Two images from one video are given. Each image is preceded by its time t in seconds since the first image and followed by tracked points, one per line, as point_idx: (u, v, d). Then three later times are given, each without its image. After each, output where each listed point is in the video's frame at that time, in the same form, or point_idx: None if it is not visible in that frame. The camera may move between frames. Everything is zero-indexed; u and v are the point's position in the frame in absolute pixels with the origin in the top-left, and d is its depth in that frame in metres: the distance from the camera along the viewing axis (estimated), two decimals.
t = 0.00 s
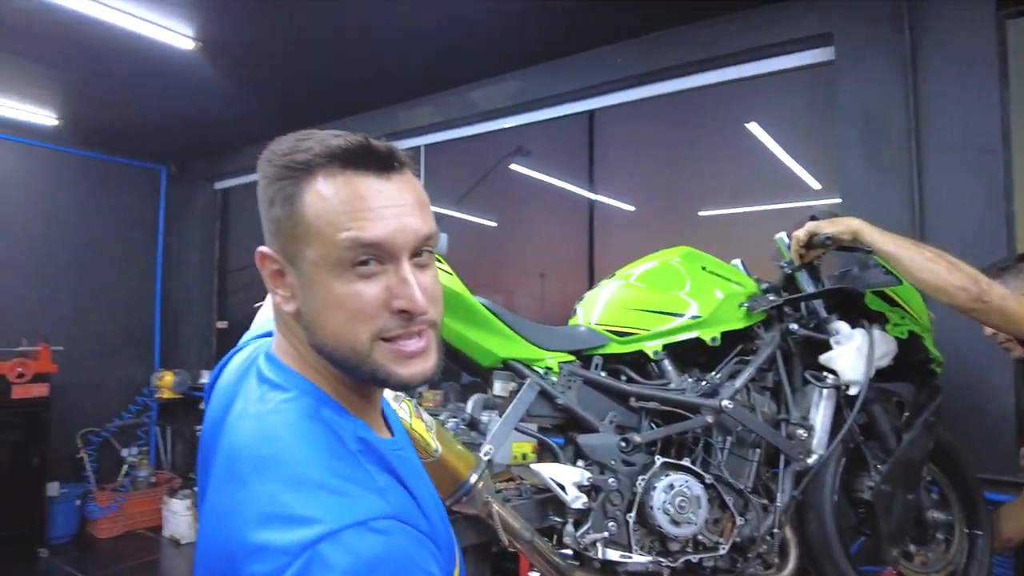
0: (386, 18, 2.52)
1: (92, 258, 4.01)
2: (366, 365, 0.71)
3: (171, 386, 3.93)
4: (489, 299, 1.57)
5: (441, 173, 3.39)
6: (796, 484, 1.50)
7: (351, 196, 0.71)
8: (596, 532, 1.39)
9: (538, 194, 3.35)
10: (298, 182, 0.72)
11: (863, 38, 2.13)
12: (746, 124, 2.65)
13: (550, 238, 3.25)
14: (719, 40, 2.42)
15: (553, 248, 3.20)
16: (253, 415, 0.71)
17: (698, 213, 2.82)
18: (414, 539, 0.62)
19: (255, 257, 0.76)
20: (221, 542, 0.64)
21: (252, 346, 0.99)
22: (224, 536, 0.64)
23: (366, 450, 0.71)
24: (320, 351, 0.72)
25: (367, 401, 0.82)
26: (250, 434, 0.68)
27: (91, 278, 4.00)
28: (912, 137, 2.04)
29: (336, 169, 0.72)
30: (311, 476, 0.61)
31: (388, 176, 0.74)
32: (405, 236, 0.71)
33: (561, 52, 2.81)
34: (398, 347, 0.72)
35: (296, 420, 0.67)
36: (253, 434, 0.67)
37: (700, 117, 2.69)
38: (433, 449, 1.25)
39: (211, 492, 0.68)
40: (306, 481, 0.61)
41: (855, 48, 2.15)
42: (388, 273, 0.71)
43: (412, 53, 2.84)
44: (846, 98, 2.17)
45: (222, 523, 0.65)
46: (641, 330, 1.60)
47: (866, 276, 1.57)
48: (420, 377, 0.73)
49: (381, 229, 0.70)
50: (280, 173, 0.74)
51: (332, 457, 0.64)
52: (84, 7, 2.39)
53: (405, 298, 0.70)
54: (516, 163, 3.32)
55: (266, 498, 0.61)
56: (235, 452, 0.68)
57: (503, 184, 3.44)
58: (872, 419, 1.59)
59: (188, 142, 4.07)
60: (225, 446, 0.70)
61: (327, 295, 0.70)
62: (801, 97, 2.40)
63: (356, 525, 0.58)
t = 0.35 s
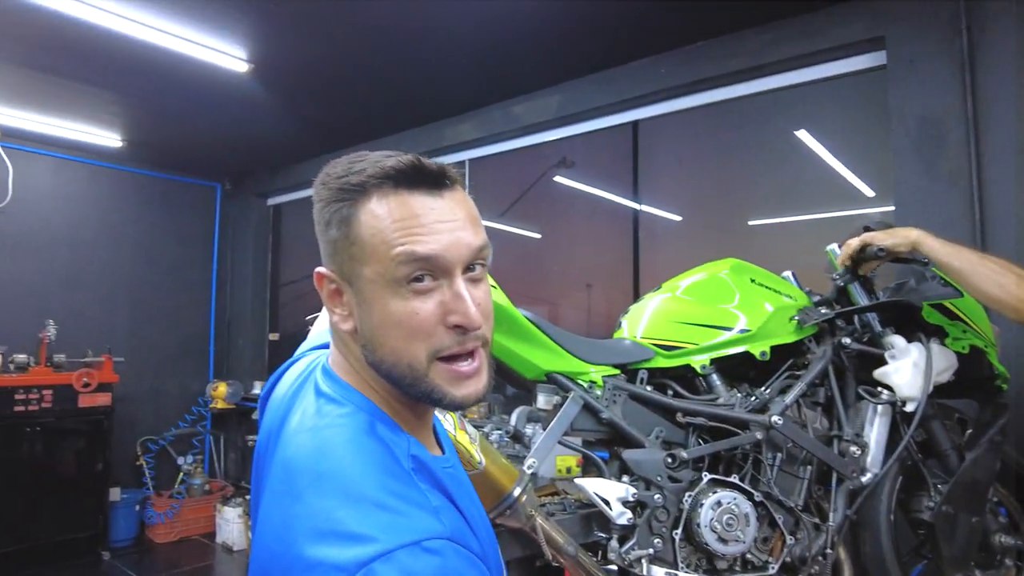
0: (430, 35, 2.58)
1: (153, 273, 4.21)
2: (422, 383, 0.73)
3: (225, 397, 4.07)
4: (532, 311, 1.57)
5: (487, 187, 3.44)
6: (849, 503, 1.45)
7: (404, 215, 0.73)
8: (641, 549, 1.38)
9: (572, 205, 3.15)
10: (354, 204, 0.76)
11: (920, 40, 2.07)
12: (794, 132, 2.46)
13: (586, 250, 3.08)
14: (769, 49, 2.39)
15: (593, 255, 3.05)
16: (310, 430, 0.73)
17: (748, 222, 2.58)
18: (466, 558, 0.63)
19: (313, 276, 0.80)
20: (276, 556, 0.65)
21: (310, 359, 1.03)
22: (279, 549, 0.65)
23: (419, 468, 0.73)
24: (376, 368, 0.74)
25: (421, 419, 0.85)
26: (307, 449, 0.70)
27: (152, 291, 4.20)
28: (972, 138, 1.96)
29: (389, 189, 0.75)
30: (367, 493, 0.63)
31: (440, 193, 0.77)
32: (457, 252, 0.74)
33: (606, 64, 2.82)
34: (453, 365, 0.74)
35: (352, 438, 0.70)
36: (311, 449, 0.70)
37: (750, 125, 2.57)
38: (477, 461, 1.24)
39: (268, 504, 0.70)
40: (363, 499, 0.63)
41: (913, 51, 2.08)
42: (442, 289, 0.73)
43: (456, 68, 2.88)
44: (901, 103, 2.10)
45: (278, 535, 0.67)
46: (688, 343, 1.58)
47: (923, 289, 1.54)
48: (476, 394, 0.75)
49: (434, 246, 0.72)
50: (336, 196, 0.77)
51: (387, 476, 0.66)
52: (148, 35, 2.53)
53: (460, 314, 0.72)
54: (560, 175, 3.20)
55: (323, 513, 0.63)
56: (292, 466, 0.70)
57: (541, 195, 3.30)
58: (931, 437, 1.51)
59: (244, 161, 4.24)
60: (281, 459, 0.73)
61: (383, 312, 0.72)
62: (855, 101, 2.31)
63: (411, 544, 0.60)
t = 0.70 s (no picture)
0: (458, 47, 2.62)
1: (192, 283, 4.34)
2: (459, 395, 0.75)
3: (259, 405, 4.15)
4: (559, 321, 1.57)
5: (517, 197, 3.46)
6: (886, 518, 1.40)
7: (446, 229, 0.75)
8: (670, 562, 1.35)
9: (601, 214, 3.14)
10: (398, 217, 0.77)
11: (960, 41, 2.02)
12: (829, 137, 2.39)
13: (616, 257, 3.05)
14: (801, 55, 2.36)
15: (623, 264, 3.02)
16: (347, 437, 0.74)
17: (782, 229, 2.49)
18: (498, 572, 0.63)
19: (353, 285, 0.82)
20: (306, 560, 0.65)
21: (346, 367, 1.06)
22: (309, 554, 0.65)
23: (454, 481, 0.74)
24: (414, 379, 0.76)
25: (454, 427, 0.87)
26: (344, 456, 0.71)
27: (191, 301, 4.33)
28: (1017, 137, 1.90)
29: (433, 203, 0.77)
30: (404, 502, 0.63)
31: (482, 208, 0.78)
32: (498, 266, 0.75)
33: (635, 73, 2.82)
34: (489, 375, 0.75)
35: (389, 447, 0.70)
36: (348, 455, 0.71)
37: (783, 131, 2.53)
38: (503, 470, 1.26)
39: (301, 509, 0.71)
40: (400, 508, 0.63)
41: (951, 52, 2.03)
42: (481, 304, 0.75)
43: (484, 79, 2.91)
44: (938, 106, 2.05)
45: (310, 540, 0.67)
46: (719, 353, 1.56)
47: (961, 298, 1.49)
48: (511, 406, 0.76)
49: (475, 261, 0.73)
50: (380, 208, 0.79)
51: (423, 488, 0.66)
52: (186, 53, 2.63)
53: (497, 328, 0.74)
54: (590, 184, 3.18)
55: (359, 519, 0.63)
56: (328, 472, 0.71)
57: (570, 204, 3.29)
58: (974, 450, 1.44)
59: (280, 174, 4.35)
60: (317, 465, 0.74)
61: (422, 325, 0.74)
62: (891, 103, 2.26)
63: (447, 556, 0.60)
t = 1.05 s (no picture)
0: (474, 55, 2.64)
1: (215, 291, 4.41)
2: (483, 402, 0.76)
3: (280, 411, 4.20)
4: (573, 327, 1.57)
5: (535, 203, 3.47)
6: (908, 527, 1.38)
7: (461, 239, 0.75)
8: (686, 570, 1.34)
9: (620, 221, 3.13)
10: (413, 229, 0.78)
11: (983, 42, 1.98)
12: (851, 141, 2.38)
13: (636, 264, 3.04)
14: (818, 58, 2.35)
15: (643, 271, 3.00)
16: (367, 442, 0.75)
17: (804, 233, 2.47)
18: None
19: (370, 298, 0.83)
20: (326, 563, 0.66)
21: (365, 373, 1.07)
22: (330, 557, 0.66)
23: (473, 488, 0.74)
24: (437, 388, 0.77)
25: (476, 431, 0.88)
26: (363, 461, 0.72)
27: (213, 308, 4.40)
28: None
29: (447, 213, 0.77)
30: (424, 509, 0.64)
31: (495, 216, 0.78)
32: (515, 274, 0.75)
33: (651, 79, 2.82)
34: (511, 382, 0.76)
35: (409, 453, 0.71)
36: (367, 460, 0.71)
37: (802, 135, 2.51)
38: (517, 477, 1.24)
39: (321, 513, 0.71)
40: (418, 514, 0.64)
41: (974, 54, 2.00)
42: (501, 312, 0.75)
43: (499, 87, 2.94)
44: (960, 108, 2.02)
45: (330, 543, 0.67)
46: (736, 359, 1.54)
47: (985, 303, 1.46)
48: (534, 411, 0.77)
49: (493, 270, 0.74)
50: (394, 221, 0.80)
51: (441, 494, 0.67)
52: (208, 64, 2.69)
53: (518, 336, 0.75)
54: (609, 189, 3.19)
55: (377, 524, 0.64)
56: (348, 477, 0.71)
57: (588, 211, 3.30)
58: (1000, 458, 1.40)
59: (300, 182, 4.41)
60: (338, 469, 0.75)
61: (444, 335, 0.75)
62: (912, 106, 2.23)
63: (464, 563, 0.60)
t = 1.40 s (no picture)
0: (481, 59, 2.65)
1: (227, 295, 4.45)
2: (494, 411, 0.76)
3: (290, 414, 4.21)
4: (579, 330, 1.57)
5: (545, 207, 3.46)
6: (918, 532, 1.36)
7: (480, 248, 0.75)
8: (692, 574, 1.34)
9: (630, 224, 3.12)
10: (432, 234, 0.78)
11: (993, 42, 1.96)
12: (861, 143, 2.36)
13: (646, 267, 3.02)
14: (827, 59, 2.33)
15: (654, 274, 2.99)
16: (373, 448, 0.75)
17: (815, 237, 2.45)
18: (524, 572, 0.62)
19: (386, 297, 0.84)
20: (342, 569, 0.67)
21: (375, 375, 1.07)
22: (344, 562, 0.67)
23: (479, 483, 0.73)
24: (448, 394, 0.77)
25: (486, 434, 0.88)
26: (369, 463, 0.72)
27: (225, 312, 4.43)
28: None
29: (467, 221, 0.77)
30: (423, 508, 0.64)
31: (516, 225, 0.78)
32: (532, 286, 0.75)
33: (660, 82, 2.82)
34: (524, 392, 0.76)
35: (412, 454, 0.71)
36: (371, 464, 0.71)
37: (812, 137, 2.49)
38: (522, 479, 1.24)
39: (332, 519, 0.72)
40: (418, 516, 0.63)
41: (983, 53, 1.98)
42: (514, 323, 0.75)
43: (508, 91, 2.95)
44: (972, 109, 2.00)
45: (343, 547, 0.69)
46: (743, 362, 1.53)
47: (995, 305, 1.45)
48: (544, 421, 0.78)
49: (509, 282, 0.74)
50: (415, 225, 0.80)
51: (442, 493, 0.66)
52: (219, 70, 2.72)
53: (530, 349, 0.75)
54: (619, 193, 3.17)
55: (383, 529, 0.64)
56: (353, 483, 0.72)
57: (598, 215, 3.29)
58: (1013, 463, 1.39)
59: (311, 187, 4.44)
60: (345, 473, 0.75)
61: (458, 343, 0.75)
62: (923, 107, 2.22)
63: (465, 557, 0.59)
